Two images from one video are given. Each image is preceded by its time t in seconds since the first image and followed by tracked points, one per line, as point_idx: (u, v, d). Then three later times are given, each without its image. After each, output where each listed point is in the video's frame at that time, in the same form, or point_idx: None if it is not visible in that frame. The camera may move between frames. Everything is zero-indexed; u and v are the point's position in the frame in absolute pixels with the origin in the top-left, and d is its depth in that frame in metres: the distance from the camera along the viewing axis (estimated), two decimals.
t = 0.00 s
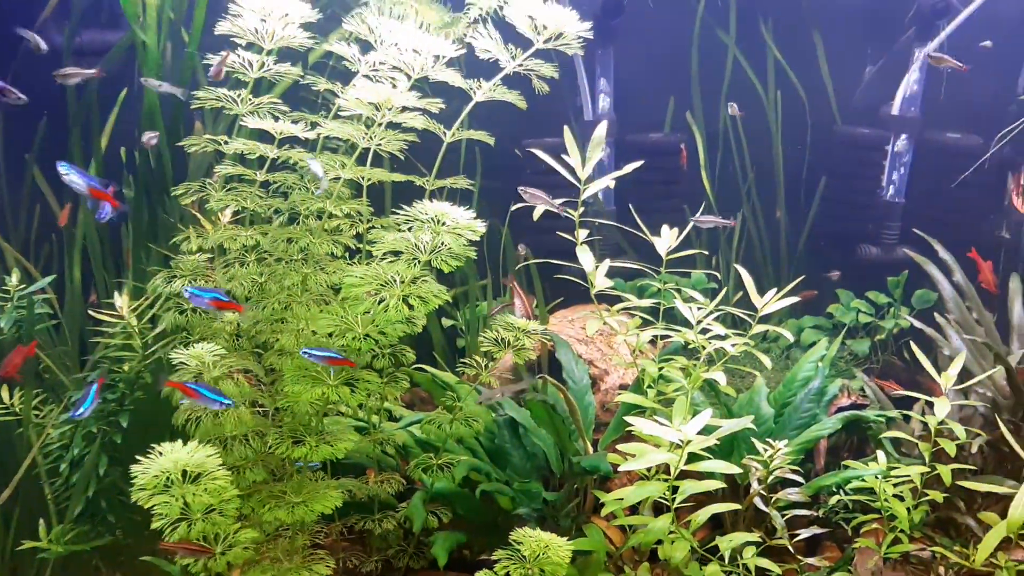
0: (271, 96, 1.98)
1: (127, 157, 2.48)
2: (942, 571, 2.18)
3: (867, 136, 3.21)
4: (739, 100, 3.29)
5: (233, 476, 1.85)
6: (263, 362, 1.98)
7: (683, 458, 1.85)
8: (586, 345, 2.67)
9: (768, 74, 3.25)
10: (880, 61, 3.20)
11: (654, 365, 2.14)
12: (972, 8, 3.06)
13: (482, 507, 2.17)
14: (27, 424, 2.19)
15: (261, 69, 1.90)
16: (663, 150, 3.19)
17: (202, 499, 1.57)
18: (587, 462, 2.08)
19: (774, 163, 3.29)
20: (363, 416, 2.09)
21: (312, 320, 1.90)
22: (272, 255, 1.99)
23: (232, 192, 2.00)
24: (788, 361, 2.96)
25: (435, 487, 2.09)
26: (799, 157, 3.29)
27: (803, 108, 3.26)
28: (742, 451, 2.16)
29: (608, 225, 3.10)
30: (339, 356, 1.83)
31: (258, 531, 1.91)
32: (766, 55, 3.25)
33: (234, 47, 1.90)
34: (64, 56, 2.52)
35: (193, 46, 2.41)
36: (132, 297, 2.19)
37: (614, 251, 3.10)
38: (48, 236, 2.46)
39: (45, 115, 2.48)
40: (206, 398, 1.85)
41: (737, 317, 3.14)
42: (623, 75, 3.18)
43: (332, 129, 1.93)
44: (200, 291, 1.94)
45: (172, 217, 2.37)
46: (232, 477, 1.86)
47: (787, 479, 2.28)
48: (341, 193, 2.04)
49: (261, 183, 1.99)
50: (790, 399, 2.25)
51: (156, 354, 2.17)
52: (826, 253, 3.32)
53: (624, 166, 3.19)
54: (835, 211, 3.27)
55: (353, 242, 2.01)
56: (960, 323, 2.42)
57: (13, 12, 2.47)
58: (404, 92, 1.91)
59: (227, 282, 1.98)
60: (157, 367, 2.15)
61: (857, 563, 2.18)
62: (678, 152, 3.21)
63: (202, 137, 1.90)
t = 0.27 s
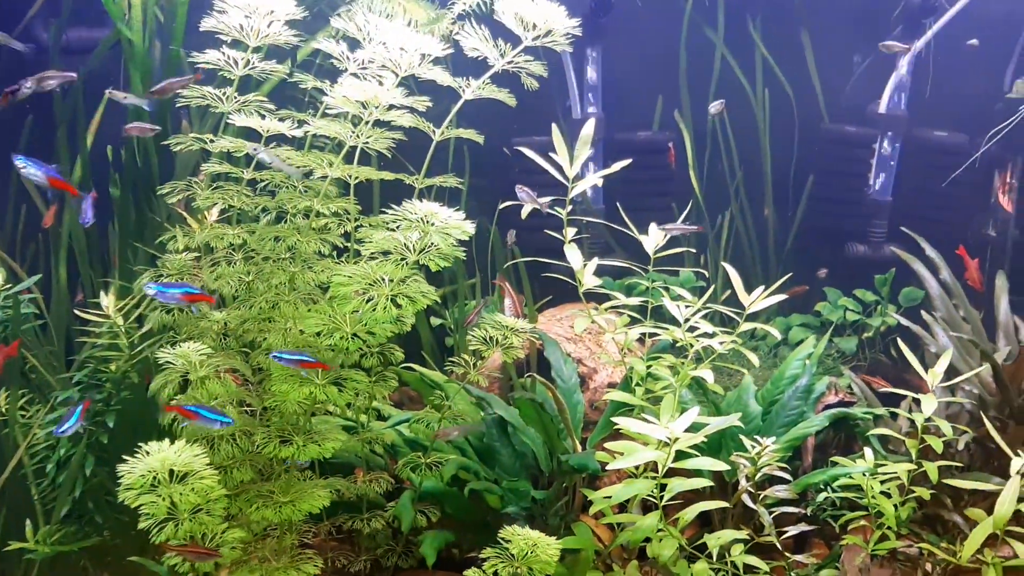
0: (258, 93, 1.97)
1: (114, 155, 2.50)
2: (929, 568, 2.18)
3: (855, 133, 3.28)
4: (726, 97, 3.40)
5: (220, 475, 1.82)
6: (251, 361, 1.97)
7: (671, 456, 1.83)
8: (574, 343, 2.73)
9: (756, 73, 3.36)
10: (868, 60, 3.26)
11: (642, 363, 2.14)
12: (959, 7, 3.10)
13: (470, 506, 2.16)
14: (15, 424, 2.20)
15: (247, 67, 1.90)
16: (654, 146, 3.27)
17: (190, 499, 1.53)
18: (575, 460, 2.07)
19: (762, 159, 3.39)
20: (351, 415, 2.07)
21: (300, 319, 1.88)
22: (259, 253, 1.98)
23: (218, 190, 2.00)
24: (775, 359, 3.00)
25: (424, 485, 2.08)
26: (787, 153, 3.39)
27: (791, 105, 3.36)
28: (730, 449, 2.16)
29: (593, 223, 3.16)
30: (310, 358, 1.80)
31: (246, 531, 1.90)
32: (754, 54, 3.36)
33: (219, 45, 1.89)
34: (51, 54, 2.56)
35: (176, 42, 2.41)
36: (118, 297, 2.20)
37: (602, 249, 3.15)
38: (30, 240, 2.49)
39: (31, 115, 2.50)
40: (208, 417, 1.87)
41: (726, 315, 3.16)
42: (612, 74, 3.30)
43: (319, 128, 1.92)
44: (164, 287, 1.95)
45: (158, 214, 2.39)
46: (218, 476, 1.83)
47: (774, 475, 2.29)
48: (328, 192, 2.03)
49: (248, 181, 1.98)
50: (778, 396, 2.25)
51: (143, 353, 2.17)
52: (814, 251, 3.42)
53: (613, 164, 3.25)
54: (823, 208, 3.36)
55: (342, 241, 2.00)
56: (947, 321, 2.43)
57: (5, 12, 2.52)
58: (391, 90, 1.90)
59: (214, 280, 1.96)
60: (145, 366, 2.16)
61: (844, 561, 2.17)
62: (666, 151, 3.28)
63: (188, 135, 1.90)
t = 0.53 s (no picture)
0: (243, 94, 1.97)
1: (98, 156, 2.50)
2: (914, 564, 2.19)
3: (840, 132, 3.29)
4: (709, 97, 3.43)
5: (206, 476, 1.82)
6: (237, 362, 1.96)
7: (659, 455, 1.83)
8: (562, 342, 2.76)
9: (741, 73, 3.39)
10: (853, 60, 3.29)
11: (629, 362, 2.15)
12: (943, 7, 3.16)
13: (458, 505, 2.17)
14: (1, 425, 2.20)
15: (232, 67, 1.90)
16: (641, 147, 3.28)
17: (175, 500, 1.50)
18: (563, 459, 2.07)
19: (748, 158, 3.42)
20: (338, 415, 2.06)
21: (286, 319, 1.88)
22: (245, 253, 1.98)
23: (203, 191, 1.99)
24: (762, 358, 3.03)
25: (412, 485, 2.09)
26: (773, 153, 3.43)
27: (776, 105, 3.39)
28: (716, 447, 2.17)
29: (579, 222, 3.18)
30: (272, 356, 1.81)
31: (233, 531, 1.90)
32: (739, 54, 3.39)
33: (203, 46, 1.89)
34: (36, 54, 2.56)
35: (158, 42, 2.42)
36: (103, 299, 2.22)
37: (588, 248, 3.15)
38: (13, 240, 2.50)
39: (16, 116, 2.55)
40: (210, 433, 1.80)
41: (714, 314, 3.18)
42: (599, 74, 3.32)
43: (305, 129, 1.92)
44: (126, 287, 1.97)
45: (143, 215, 2.40)
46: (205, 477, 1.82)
47: (760, 473, 2.31)
48: (315, 192, 2.03)
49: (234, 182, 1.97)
50: (764, 394, 2.27)
51: (129, 354, 2.17)
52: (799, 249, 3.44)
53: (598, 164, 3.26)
54: (811, 207, 3.37)
55: (329, 241, 2.00)
56: (933, 319, 2.45)
57: None
58: (377, 90, 1.89)
59: (200, 280, 1.96)
60: (131, 367, 2.16)
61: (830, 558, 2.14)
62: (653, 151, 3.31)
63: (173, 137, 1.90)
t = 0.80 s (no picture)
0: (234, 94, 1.97)
1: (88, 157, 2.56)
2: (906, 562, 2.19)
3: (831, 132, 3.29)
4: (699, 98, 3.48)
5: (199, 477, 1.79)
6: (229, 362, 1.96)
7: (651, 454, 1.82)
8: (554, 342, 2.77)
9: (731, 74, 3.44)
10: (842, 60, 3.33)
11: (622, 361, 2.15)
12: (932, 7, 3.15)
13: (450, 504, 2.16)
14: None
15: (223, 68, 1.90)
16: (632, 147, 3.24)
17: (169, 500, 1.50)
18: (555, 458, 2.06)
19: (738, 157, 3.46)
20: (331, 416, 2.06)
21: (279, 319, 1.87)
22: (237, 253, 1.98)
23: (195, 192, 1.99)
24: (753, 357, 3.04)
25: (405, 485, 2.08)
26: (763, 153, 3.47)
27: (767, 105, 3.43)
28: (709, 446, 2.17)
29: (571, 222, 3.19)
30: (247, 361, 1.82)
31: (226, 532, 1.89)
32: (729, 54, 3.43)
33: (194, 46, 1.88)
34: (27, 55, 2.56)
35: (148, 42, 2.38)
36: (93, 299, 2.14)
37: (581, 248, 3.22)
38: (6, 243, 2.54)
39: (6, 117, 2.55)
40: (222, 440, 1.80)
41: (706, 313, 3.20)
42: (590, 74, 3.36)
43: (297, 129, 1.91)
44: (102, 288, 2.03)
45: (133, 215, 2.42)
46: (198, 478, 1.81)
47: (752, 471, 2.32)
48: (307, 192, 2.03)
49: (225, 183, 1.96)
50: (756, 393, 2.27)
51: (121, 355, 2.18)
52: (786, 247, 3.52)
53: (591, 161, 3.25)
54: (803, 206, 3.39)
55: (321, 242, 1.99)
56: (923, 317, 2.47)
57: None
58: (368, 90, 1.89)
59: (191, 281, 1.96)
60: (123, 368, 2.16)
61: (823, 554, 2.13)
62: (644, 149, 3.26)
63: (164, 137, 1.90)
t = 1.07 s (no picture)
0: (230, 95, 1.97)
1: (83, 158, 2.52)
2: (902, 560, 2.20)
3: (827, 131, 3.30)
4: (695, 98, 3.48)
5: (196, 477, 1.79)
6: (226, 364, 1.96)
7: (648, 452, 1.82)
8: (550, 342, 2.78)
9: (727, 74, 3.44)
10: (837, 59, 3.35)
11: (618, 361, 2.15)
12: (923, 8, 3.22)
13: (447, 505, 2.16)
14: None
15: (219, 68, 1.90)
16: (628, 147, 3.25)
17: (166, 500, 1.50)
18: (552, 457, 2.06)
19: (734, 157, 3.46)
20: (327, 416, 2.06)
21: (276, 319, 1.87)
22: (233, 254, 1.98)
23: (191, 193, 1.99)
24: (749, 356, 3.05)
25: (402, 486, 2.08)
26: (759, 152, 3.47)
27: (762, 105, 3.44)
28: (704, 444, 2.17)
29: (567, 222, 3.19)
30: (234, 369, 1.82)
31: (223, 533, 1.89)
32: (725, 54, 3.44)
33: (189, 47, 1.88)
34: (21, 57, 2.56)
35: (138, 43, 2.39)
36: (89, 302, 2.17)
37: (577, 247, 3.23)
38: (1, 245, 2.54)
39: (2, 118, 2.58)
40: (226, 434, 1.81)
41: (703, 313, 3.22)
42: (586, 74, 3.37)
43: (294, 130, 1.91)
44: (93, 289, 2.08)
45: (129, 217, 2.42)
46: (195, 479, 1.81)
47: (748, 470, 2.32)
48: (304, 192, 2.03)
49: (222, 184, 1.96)
50: (752, 392, 2.28)
51: (116, 356, 2.17)
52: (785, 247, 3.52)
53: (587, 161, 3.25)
54: (798, 206, 3.41)
55: (317, 243, 2.00)
56: (918, 316, 2.48)
57: None
58: (365, 90, 1.89)
59: (187, 282, 1.96)
60: (119, 369, 2.16)
61: (818, 553, 2.17)
62: (640, 149, 3.27)
63: (160, 138, 1.90)
